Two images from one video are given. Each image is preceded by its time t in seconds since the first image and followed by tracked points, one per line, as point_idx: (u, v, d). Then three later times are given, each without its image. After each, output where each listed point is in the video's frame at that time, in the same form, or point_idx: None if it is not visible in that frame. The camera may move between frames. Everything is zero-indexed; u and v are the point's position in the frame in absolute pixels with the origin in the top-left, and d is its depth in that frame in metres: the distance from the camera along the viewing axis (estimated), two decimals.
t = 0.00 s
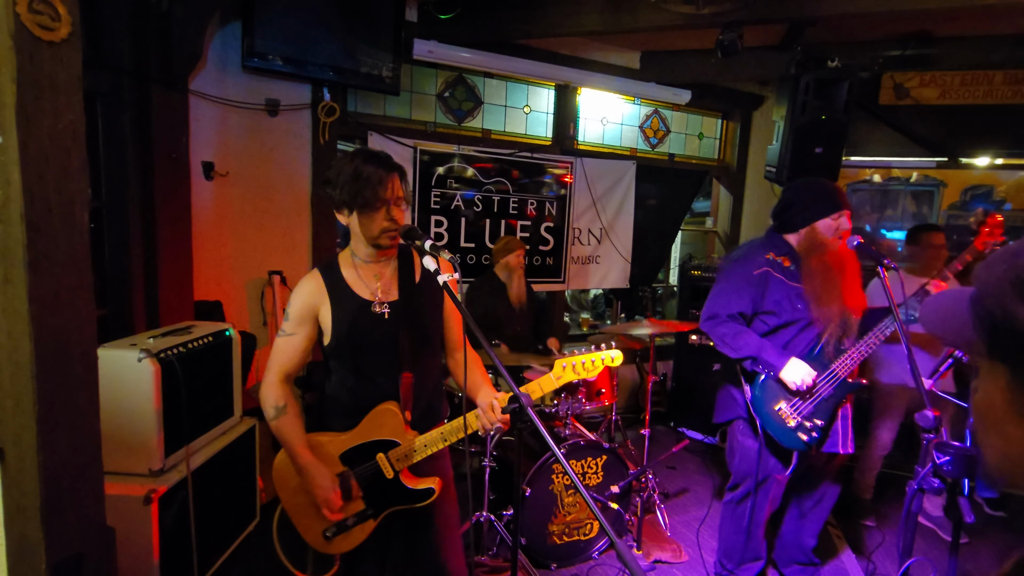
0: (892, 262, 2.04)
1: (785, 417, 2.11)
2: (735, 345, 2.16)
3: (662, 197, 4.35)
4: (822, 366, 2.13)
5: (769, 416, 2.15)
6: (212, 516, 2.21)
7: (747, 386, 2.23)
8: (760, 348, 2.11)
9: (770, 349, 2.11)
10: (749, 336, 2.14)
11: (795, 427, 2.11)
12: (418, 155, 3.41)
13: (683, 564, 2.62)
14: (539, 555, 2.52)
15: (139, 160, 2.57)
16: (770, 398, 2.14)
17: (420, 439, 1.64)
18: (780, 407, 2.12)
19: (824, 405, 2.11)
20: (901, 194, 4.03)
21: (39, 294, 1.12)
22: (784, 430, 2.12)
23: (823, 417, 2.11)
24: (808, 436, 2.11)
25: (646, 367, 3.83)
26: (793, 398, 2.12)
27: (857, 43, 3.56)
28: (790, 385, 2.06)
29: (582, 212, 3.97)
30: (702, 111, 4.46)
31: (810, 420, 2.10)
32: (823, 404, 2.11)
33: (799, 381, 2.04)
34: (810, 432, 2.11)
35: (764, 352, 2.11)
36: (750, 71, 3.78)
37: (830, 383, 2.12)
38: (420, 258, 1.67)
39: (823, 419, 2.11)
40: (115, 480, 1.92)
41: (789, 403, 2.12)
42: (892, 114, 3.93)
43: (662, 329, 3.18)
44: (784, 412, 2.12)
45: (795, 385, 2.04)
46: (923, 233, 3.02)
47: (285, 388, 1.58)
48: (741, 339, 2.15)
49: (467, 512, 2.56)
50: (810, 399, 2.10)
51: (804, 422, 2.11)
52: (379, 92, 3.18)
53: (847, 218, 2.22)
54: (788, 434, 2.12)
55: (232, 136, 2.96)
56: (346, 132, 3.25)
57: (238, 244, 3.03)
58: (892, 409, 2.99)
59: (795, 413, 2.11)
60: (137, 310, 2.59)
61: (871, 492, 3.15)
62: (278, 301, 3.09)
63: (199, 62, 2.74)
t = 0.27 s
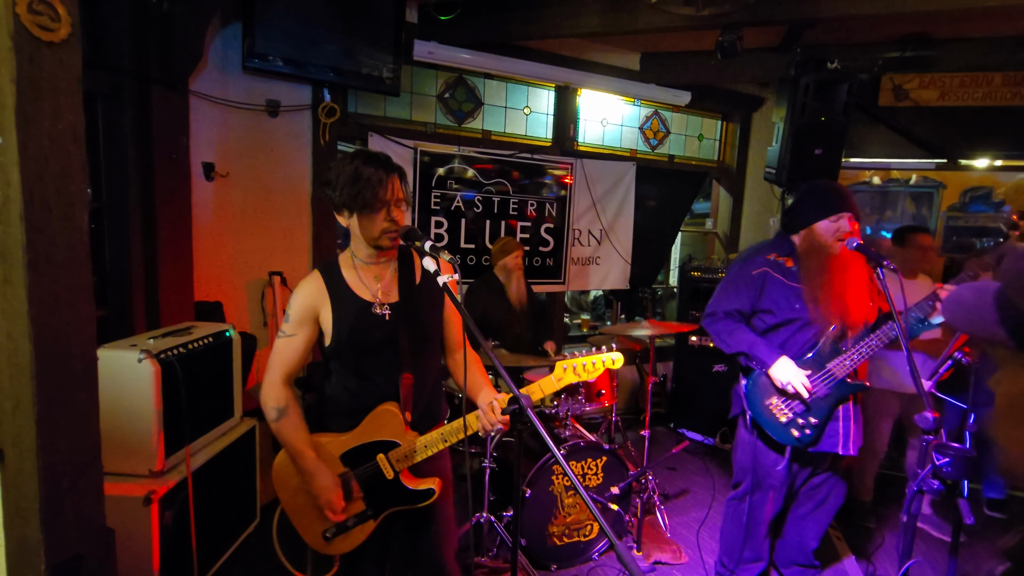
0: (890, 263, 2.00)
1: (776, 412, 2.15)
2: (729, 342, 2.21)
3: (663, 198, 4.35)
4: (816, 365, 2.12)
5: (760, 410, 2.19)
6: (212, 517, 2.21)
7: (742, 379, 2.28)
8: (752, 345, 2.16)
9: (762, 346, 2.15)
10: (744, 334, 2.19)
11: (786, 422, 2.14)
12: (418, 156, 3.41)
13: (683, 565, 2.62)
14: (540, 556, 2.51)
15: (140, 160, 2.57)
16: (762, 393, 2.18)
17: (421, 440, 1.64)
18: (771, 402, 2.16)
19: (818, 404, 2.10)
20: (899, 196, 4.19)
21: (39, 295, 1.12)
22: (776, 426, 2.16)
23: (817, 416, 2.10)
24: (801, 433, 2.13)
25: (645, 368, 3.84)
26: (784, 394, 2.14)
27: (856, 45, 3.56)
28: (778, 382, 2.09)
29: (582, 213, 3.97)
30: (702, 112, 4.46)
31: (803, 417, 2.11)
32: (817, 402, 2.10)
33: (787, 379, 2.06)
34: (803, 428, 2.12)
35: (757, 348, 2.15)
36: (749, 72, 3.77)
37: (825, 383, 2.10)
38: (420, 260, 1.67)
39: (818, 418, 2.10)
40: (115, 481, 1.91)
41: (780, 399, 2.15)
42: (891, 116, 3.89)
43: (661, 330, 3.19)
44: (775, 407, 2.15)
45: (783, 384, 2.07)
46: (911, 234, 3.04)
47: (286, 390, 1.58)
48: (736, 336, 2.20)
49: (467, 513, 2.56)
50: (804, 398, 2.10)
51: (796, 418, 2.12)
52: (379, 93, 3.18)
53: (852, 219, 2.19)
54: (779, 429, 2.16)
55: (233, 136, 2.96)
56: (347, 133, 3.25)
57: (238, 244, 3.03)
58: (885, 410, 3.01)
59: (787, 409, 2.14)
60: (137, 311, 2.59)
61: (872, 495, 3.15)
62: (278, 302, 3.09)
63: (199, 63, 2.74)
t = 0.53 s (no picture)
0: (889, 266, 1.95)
1: (768, 410, 2.18)
2: (726, 337, 2.28)
3: (663, 200, 4.35)
4: (809, 365, 2.14)
5: (753, 407, 2.23)
6: (213, 517, 2.22)
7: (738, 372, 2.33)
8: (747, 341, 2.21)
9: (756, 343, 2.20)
10: (741, 331, 2.25)
11: (777, 418, 2.16)
12: (419, 157, 3.42)
13: (683, 567, 2.62)
14: (540, 558, 2.52)
15: (142, 161, 2.57)
16: (755, 389, 2.22)
17: (422, 442, 1.64)
18: (763, 398, 2.19)
19: (811, 403, 2.11)
20: (899, 198, 4.02)
21: (43, 296, 1.13)
22: (768, 422, 2.19)
23: (809, 415, 2.11)
24: (791, 431, 2.14)
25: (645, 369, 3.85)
26: (776, 391, 2.17)
27: (856, 47, 3.57)
28: (774, 375, 2.13)
29: (582, 215, 3.98)
30: (702, 115, 4.47)
31: (794, 416, 2.13)
32: (810, 402, 2.11)
33: (782, 370, 2.10)
34: (793, 426, 2.14)
35: (751, 343, 2.21)
36: (750, 75, 3.79)
37: (818, 383, 2.11)
38: (422, 262, 1.67)
39: (810, 417, 2.12)
40: (116, 482, 1.92)
41: (773, 395, 2.18)
42: (892, 118, 3.95)
43: (661, 331, 3.20)
44: (766, 403, 2.19)
45: (778, 375, 2.11)
46: (904, 236, 3.02)
47: (287, 392, 1.58)
48: (733, 333, 2.26)
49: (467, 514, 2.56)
50: (796, 394, 2.13)
51: (788, 415, 2.15)
52: (380, 94, 3.19)
53: (856, 221, 2.16)
54: (772, 426, 2.18)
55: (234, 138, 2.97)
56: (348, 135, 3.26)
57: (239, 245, 3.03)
58: (883, 410, 3.00)
59: (778, 405, 2.16)
60: (139, 312, 2.59)
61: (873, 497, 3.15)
62: (279, 303, 3.10)
63: (201, 64, 2.75)
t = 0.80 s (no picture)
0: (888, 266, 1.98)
1: (765, 411, 2.17)
2: (723, 335, 2.26)
3: (663, 202, 4.35)
4: (807, 365, 2.14)
5: (750, 407, 2.22)
6: (215, 518, 2.22)
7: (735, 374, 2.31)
8: (746, 339, 2.19)
9: (754, 340, 2.18)
10: (739, 328, 2.23)
11: (773, 420, 2.16)
12: (420, 158, 3.43)
13: (683, 568, 2.62)
14: (540, 559, 2.52)
15: (145, 162, 2.58)
16: (751, 390, 2.21)
17: (423, 443, 1.63)
18: (760, 400, 2.19)
19: (807, 404, 2.11)
20: (899, 200, 4.04)
21: (47, 296, 1.14)
22: (765, 424, 2.18)
23: (804, 417, 2.12)
24: (787, 432, 2.15)
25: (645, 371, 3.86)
26: (775, 393, 2.16)
27: (856, 49, 3.58)
28: (771, 380, 2.11)
29: (583, 216, 3.98)
30: (702, 116, 4.48)
31: (790, 417, 2.13)
32: (807, 403, 2.11)
33: (778, 377, 2.08)
34: (790, 428, 2.14)
35: (750, 343, 2.18)
36: (751, 77, 3.80)
37: (815, 384, 2.11)
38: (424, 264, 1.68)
39: (805, 419, 2.12)
40: (117, 482, 1.92)
41: (770, 397, 2.17)
42: (893, 121, 3.94)
43: (661, 333, 3.20)
44: (763, 405, 2.18)
45: (775, 380, 2.09)
46: (900, 240, 3.04)
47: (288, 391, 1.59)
48: (731, 330, 2.24)
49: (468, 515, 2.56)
50: (793, 396, 2.12)
51: (784, 417, 2.15)
52: (382, 96, 3.19)
53: (858, 222, 2.17)
54: (768, 427, 2.18)
55: (235, 139, 2.97)
56: (349, 136, 3.27)
57: (240, 246, 3.04)
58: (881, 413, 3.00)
59: (774, 407, 2.16)
60: (140, 312, 2.59)
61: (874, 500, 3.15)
62: (279, 304, 3.10)
63: (204, 65, 2.76)
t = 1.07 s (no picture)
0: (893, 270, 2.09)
1: (773, 421, 2.16)
2: (725, 343, 2.19)
3: (664, 204, 4.36)
4: (811, 370, 2.16)
5: (756, 419, 2.19)
6: (215, 519, 2.22)
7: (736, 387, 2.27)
8: (749, 348, 2.14)
9: (757, 349, 2.13)
10: (739, 335, 2.18)
11: (781, 430, 2.14)
12: (421, 160, 3.45)
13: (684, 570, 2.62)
14: (541, 560, 2.52)
15: (147, 164, 2.59)
16: (759, 401, 2.18)
17: (424, 444, 1.65)
18: (768, 410, 2.16)
19: (813, 411, 2.12)
20: (900, 202, 4.06)
21: (53, 298, 1.19)
22: (771, 434, 2.16)
23: (811, 424, 2.12)
24: (795, 441, 2.13)
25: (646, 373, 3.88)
26: (782, 402, 2.14)
27: (856, 52, 3.57)
28: (780, 391, 2.08)
29: (584, 218, 3.99)
30: (703, 119, 4.48)
31: (797, 425, 2.13)
32: (812, 410, 2.12)
33: (788, 388, 2.06)
34: (797, 437, 2.13)
35: (754, 353, 2.13)
36: (751, 79, 3.81)
37: (820, 389, 2.12)
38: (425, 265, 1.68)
39: (811, 426, 2.12)
40: (118, 483, 1.92)
41: (778, 407, 2.15)
42: (893, 123, 3.93)
43: (662, 335, 3.21)
44: (771, 415, 2.16)
45: (785, 392, 2.06)
46: (900, 246, 3.04)
47: (290, 391, 1.60)
48: (732, 338, 2.18)
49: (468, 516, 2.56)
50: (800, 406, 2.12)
51: (791, 426, 2.14)
52: (383, 98, 3.20)
53: (854, 224, 2.20)
54: (774, 436, 2.16)
55: (237, 140, 2.98)
56: (350, 138, 3.27)
57: (242, 247, 3.05)
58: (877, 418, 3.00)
59: (782, 417, 2.14)
60: (142, 313, 2.60)
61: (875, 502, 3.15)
62: (281, 306, 3.11)
63: (206, 67, 2.77)
